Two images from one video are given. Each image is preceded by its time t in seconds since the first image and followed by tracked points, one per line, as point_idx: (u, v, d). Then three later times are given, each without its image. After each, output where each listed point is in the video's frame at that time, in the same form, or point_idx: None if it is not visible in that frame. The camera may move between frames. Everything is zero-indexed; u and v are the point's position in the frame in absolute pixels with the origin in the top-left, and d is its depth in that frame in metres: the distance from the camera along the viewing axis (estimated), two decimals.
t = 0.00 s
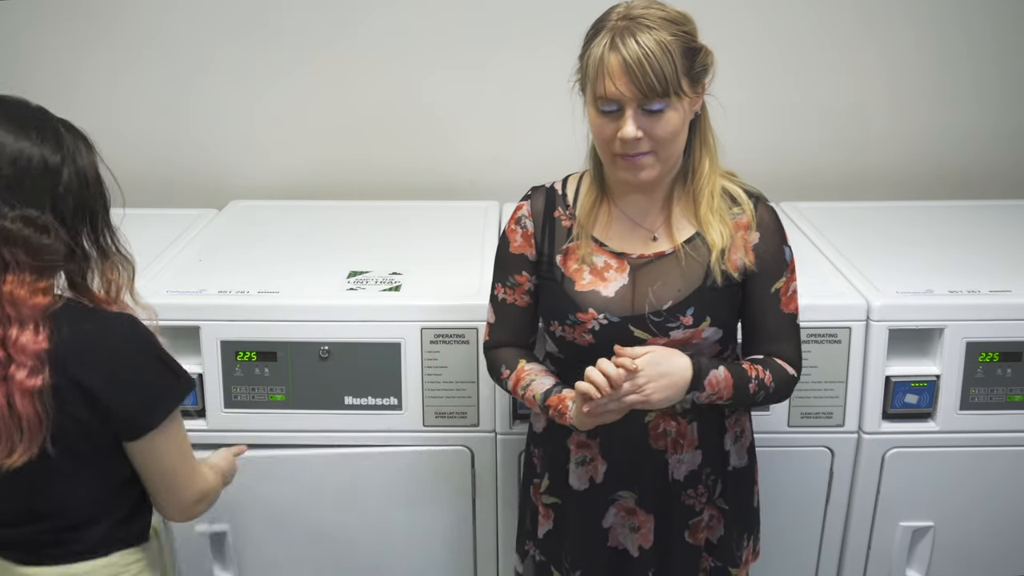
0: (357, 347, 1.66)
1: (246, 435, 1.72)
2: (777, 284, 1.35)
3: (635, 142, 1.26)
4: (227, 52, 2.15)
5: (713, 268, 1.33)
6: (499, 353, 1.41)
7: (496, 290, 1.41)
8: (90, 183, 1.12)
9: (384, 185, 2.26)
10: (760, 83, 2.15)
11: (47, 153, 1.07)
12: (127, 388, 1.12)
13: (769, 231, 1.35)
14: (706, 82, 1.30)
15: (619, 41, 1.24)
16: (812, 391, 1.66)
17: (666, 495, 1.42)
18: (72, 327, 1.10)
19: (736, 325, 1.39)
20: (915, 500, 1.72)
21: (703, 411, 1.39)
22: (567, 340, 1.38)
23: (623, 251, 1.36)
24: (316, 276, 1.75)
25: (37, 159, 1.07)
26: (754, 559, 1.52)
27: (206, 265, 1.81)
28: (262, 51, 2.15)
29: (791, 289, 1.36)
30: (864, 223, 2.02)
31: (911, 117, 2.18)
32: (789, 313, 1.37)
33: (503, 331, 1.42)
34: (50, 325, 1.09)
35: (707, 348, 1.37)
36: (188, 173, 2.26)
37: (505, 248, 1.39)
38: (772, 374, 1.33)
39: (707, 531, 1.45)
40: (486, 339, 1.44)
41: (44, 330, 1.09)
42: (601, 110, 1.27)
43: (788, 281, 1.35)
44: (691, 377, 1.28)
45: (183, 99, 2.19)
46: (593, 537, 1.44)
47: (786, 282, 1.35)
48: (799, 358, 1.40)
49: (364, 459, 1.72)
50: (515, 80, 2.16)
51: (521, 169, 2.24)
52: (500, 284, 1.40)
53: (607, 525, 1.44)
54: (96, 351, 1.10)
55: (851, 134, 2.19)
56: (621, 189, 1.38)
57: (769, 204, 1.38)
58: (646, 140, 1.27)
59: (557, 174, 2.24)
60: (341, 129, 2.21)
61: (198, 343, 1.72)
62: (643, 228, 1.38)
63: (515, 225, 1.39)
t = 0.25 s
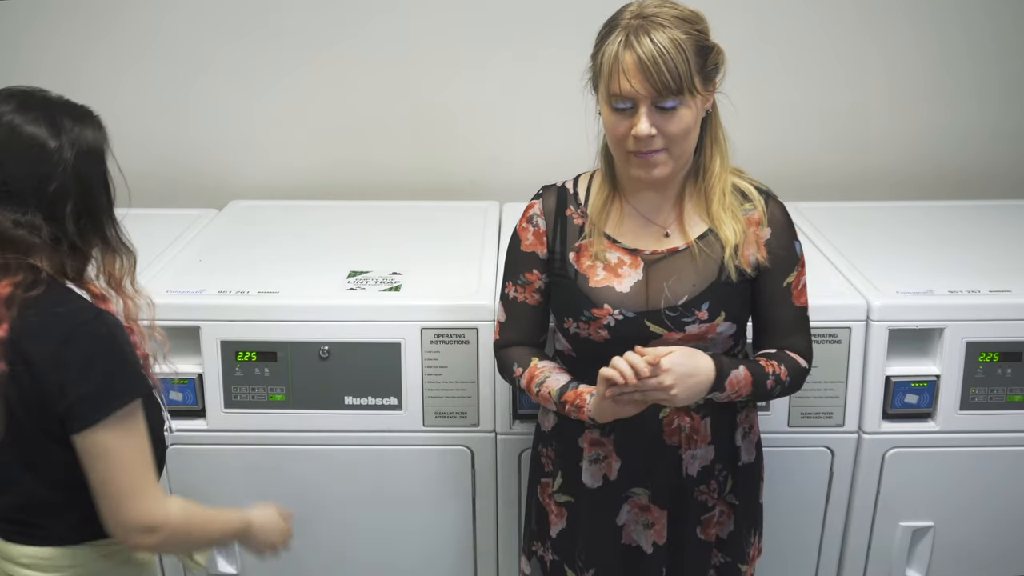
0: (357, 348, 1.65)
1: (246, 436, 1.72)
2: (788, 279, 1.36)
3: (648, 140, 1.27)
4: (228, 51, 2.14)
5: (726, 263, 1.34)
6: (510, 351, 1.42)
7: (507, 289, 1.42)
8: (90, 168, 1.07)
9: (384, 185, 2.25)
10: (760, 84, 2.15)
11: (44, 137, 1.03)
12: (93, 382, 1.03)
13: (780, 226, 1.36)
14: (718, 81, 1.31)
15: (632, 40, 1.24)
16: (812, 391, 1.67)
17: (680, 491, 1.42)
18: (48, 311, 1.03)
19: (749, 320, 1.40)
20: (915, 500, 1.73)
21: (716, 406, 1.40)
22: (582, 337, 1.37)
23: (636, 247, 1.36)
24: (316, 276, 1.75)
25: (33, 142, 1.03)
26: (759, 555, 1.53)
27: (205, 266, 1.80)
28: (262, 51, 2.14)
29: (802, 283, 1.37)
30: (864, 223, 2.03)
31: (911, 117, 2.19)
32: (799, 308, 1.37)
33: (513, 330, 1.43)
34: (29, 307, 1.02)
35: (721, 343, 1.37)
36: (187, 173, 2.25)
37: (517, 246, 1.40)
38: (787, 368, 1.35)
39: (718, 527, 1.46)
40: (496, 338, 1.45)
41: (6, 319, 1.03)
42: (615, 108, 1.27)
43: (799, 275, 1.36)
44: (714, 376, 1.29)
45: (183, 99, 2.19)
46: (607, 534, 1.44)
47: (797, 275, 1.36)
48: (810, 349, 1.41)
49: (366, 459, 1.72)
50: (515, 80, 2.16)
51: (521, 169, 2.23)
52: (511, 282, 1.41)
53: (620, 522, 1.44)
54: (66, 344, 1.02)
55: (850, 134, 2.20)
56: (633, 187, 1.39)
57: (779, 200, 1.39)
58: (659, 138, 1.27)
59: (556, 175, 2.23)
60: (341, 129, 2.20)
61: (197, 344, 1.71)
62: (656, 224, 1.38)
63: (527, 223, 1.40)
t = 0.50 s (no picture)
0: (357, 348, 1.65)
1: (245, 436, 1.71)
2: (797, 278, 1.36)
3: (659, 137, 1.27)
4: (227, 51, 2.14)
5: (736, 262, 1.34)
6: (515, 350, 1.41)
7: (513, 287, 1.41)
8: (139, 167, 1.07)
9: (384, 185, 2.25)
10: (761, 84, 2.15)
11: (88, 127, 1.02)
12: (66, 378, 1.01)
13: (789, 225, 1.36)
14: (728, 79, 1.31)
15: (644, 37, 1.24)
16: (812, 391, 1.66)
17: (686, 490, 1.42)
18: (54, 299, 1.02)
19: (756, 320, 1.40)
20: (916, 500, 1.73)
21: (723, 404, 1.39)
22: (591, 335, 1.37)
23: (645, 245, 1.36)
24: (316, 276, 1.74)
25: (81, 140, 1.02)
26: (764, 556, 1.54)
27: (205, 265, 1.80)
28: (261, 51, 2.14)
29: (810, 281, 1.37)
30: (863, 223, 2.03)
31: (911, 117, 2.19)
32: (806, 306, 1.38)
33: (518, 328, 1.41)
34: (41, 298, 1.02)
35: (729, 341, 1.38)
36: (187, 173, 2.24)
37: (526, 244, 1.39)
38: (797, 368, 1.35)
39: (724, 528, 1.46)
40: (501, 337, 1.44)
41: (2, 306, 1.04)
42: (625, 105, 1.27)
43: (807, 274, 1.37)
44: (730, 380, 1.29)
45: (182, 99, 2.18)
46: (614, 532, 1.44)
47: (806, 274, 1.37)
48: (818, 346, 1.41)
49: (366, 459, 1.72)
50: (515, 80, 2.16)
51: (520, 169, 2.23)
52: (518, 281, 1.40)
53: (627, 520, 1.44)
54: (52, 341, 1.01)
55: (850, 134, 2.20)
56: (642, 186, 1.38)
57: (787, 200, 1.40)
58: (670, 135, 1.27)
59: (556, 175, 2.23)
60: (340, 129, 2.20)
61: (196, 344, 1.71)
62: (665, 223, 1.38)
63: (535, 222, 1.39)
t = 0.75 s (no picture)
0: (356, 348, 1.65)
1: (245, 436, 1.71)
2: (800, 279, 1.36)
3: (664, 135, 1.27)
4: (228, 51, 2.14)
5: (738, 262, 1.34)
6: (517, 345, 1.41)
7: (517, 282, 1.42)
8: (177, 180, 1.08)
9: (384, 185, 2.25)
10: (760, 84, 2.16)
11: (135, 132, 1.06)
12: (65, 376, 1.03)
13: (793, 227, 1.36)
14: (733, 78, 1.31)
15: (651, 35, 1.24)
16: (812, 391, 1.66)
17: (686, 488, 1.42)
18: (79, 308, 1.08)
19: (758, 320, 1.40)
20: (916, 500, 1.73)
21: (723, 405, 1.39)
22: (592, 331, 1.38)
23: (648, 243, 1.36)
24: (316, 275, 1.75)
25: (130, 145, 1.05)
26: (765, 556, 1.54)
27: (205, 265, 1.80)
28: (262, 51, 2.14)
29: (813, 282, 1.38)
30: (862, 223, 2.03)
31: (911, 117, 2.19)
32: (809, 307, 1.38)
33: (521, 323, 1.42)
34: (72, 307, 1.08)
35: (730, 341, 1.37)
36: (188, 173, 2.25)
37: (530, 240, 1.39)
38: (801, 373, 1.35)
39: (725, 528, 1.46)
40: (503, 331, 1.44)
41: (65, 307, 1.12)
42: (631, 103, 1.27)
43: (810, 275, 1.37)
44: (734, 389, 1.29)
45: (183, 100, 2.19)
46: (613, 527, 1.44)
47: (809, 275, 1.37)
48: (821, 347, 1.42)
49: (366, 458, 1.72)
50: (516, 80, 2.16)
51: (520, 169, 2.24)
52: (522, 275, 1.41)
53: (626, 516, 1.44)
54: (59, 343, 1.04)
55: (849, 135, 2.20)
56: (647, 183, 1.38)
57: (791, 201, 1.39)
58: (675, 133, 1.27)
59: (556, 175, 2.24)
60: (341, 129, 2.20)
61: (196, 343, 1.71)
62: (668, 222, 1.38)
63: (540, 217, 1.39)
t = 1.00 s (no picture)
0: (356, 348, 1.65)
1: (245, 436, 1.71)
2: (799, 279, 1.37)
3: (663, 136, 1.27)
4: (229, 51, 2.14)
5: (739, 262, 1.34)
6: (517, 341, 1.42)
7: (518, 278, 1.42)
8: (225, 178, 1.06)
9: (384, 185, 2.25)
10: (760, 84, 2.16)
11: (193, 126, 1.06)
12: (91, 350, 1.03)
13: (793, 228, 1.37)
14: (737, 82, 1.31)
15: (654, 36, 1.24)
16: (812, 391, 1.66)
17: (682, 486, 1.43)
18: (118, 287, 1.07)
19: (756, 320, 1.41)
20: (916, 500, 1.73)
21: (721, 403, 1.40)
22: (592, 328, 1.38)
23: (648, 242, 1.36)
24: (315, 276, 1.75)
25: (185, 139, 1.05)
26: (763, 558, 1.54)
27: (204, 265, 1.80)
28: (262, 51, 2.14)
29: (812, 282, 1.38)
30: (863, 223, 2.03)
31: (911, 117, 2.19)
32: (807, 307, 1.39)
33: (521, 320, 1.42)
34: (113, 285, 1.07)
35: (728, 340, 1.37)
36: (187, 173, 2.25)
37: (532, 237, 1.39)
38: (797, 370, 1.36)
39: (722, 529, 1.45)
40: (503, 327, 1.45)
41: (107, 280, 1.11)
42: (632, 103, 1.28)
43: (809, 275, 1.37)
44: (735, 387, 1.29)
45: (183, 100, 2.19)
46: (607, 524, 1.44)
47: (808, 275, 1.37)
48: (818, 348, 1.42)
49: (365, 458, 1.72)
50: (516, 81, 2.16)
51: (520, 170, 2.24)
52: (523, 272, 1.41)
53: (620, 513, 1.44)
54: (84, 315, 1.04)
55: (849, 135, 2.20)
56: (648, 182, 1.38)
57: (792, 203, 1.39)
58: (675, 135, 1.27)
59: (556, 175, 2.24)
60: (341, 129, 2.21)
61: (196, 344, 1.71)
62: (669, 221, 1.38)
63: (541, 214, 1.39)
